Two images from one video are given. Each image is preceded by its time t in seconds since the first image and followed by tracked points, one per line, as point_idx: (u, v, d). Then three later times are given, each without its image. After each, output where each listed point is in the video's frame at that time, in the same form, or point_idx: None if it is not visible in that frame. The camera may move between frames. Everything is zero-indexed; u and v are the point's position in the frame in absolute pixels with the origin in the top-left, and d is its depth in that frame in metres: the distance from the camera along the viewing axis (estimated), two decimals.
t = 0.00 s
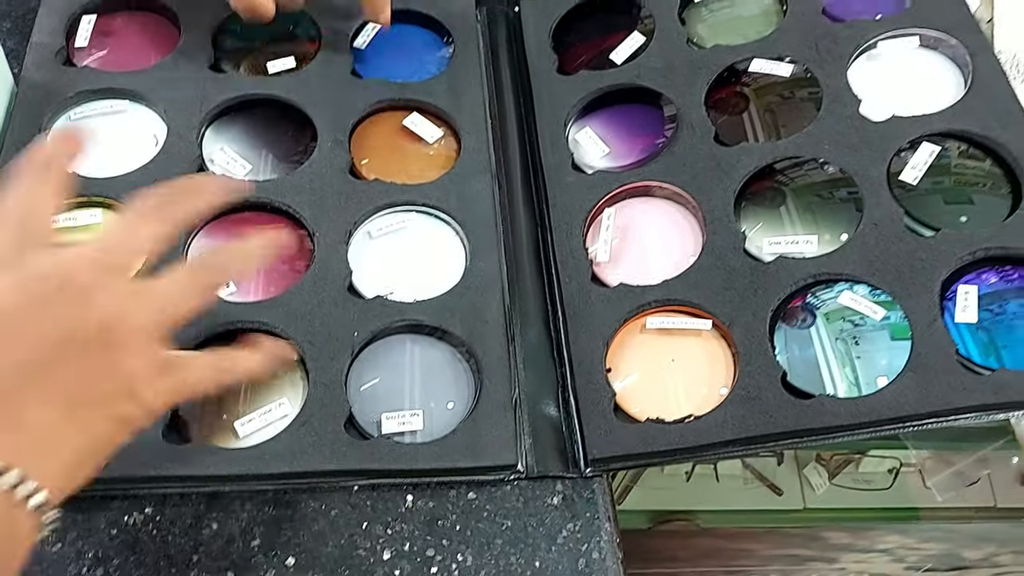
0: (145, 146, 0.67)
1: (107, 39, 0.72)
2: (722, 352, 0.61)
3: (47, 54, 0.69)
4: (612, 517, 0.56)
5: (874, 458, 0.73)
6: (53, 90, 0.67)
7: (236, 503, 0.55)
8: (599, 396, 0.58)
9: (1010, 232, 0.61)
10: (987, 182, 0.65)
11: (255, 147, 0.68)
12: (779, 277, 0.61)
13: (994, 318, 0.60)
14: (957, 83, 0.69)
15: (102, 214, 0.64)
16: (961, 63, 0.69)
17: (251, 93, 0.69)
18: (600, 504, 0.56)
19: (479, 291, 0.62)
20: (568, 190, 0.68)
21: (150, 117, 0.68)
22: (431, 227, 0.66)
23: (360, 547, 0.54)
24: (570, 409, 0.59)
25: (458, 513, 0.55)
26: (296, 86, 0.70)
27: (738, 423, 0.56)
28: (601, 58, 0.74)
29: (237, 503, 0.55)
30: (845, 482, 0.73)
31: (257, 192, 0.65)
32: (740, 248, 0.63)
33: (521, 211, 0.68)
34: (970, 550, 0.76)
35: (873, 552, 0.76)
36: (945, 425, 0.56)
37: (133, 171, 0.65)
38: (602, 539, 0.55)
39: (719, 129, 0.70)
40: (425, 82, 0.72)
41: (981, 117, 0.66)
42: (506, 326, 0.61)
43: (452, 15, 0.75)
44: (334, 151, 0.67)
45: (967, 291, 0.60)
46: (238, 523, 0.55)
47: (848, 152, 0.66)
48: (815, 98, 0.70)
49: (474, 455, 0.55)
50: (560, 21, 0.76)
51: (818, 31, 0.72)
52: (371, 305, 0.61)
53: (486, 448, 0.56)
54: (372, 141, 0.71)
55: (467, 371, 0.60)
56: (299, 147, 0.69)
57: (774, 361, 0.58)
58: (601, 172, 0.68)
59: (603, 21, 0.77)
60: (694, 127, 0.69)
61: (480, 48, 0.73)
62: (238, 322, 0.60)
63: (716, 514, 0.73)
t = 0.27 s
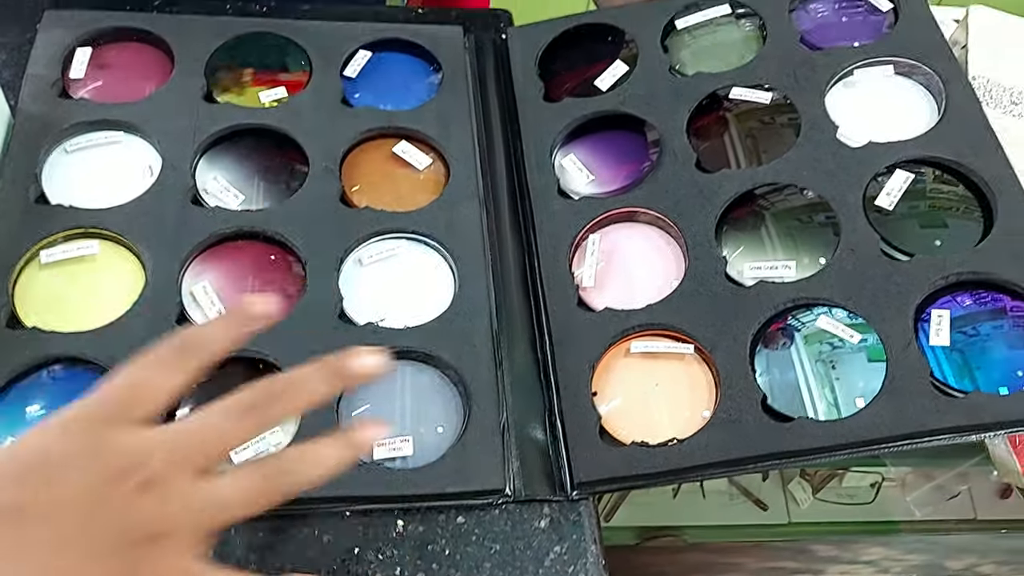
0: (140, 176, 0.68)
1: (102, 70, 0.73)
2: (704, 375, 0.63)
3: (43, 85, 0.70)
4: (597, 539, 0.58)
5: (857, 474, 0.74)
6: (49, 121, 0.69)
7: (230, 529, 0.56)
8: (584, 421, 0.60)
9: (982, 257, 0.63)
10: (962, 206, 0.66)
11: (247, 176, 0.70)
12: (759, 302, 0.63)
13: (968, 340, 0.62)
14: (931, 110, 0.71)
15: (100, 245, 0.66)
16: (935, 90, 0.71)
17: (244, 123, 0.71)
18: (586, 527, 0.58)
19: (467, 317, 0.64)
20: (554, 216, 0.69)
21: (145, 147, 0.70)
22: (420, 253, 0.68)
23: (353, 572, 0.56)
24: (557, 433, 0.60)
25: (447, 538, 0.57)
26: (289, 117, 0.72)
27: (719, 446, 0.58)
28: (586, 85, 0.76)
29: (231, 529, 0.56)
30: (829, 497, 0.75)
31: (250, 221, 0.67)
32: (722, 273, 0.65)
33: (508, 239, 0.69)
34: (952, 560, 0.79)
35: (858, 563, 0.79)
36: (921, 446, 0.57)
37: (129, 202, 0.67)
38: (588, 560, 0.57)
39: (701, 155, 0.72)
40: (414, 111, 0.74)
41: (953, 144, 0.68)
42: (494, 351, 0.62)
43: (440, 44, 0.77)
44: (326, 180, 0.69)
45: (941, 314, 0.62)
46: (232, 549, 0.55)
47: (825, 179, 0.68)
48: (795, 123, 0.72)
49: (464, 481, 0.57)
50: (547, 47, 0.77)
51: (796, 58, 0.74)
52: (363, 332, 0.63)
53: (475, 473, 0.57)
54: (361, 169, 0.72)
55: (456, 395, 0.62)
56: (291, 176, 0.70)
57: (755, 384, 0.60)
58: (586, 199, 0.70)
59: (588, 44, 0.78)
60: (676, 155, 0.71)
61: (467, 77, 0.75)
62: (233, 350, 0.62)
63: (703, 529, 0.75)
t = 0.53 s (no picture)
0: (136, 211, 0.70)
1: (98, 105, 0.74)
2: (692, 404, 0.64)
3: (40, 122, 0.71)
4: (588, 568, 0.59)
5: (845, 496, 0.75)
6: (46, 158, 0.70)
7: (227, 561, 0.57)
8: (574, 451, 0.61)
9: (961, 288, 0.65)
10: (942, 237, 0.68)
11: (241, 211, 0.71)
12: (744, 333, 0.65)
13: (948, 368, 0.63)
14: (911, 143, 0.73)
15: (96, 281, 0.67)
16: (914, 123, 0.73)
17: (238, 156, 0.72)
18: (577, 557, 0.59)
19: (458, 348, 0.65)
20: (544, 247, 0.70)
21: (140, 182, 0.71)
22: (412, 285, 0.69)
23: None
24: (547, 464, 0.62)
25: (440, 569, 0.58)
26: (282, 150, 0.73)
27: (706, 476, 0.59)
28: (574, 117, 0.77)
29: (228, 561, 0.57)
30: (817, 519, 0.76)
31: (245, 255, 0.68)
32: (708, 304, 0.66)
33: (498, 270, 0.70)
34: None
35: None
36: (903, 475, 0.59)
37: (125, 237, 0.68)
38: None
39: (687, 187, 0.73)
40: (405, 143, 0.75)
41: (932, 176, 0.70)
42: (485, 382, 0.63)
43: (430, 77, 0.78)
44: (319, 214, 0.70)
45: (921, 344, 0.64)
46: None
47: (808, 210, 0.70)
48: (779, 154, 0.73)
49: (456, 512, 0.58)
50: (536, 81, 0.79)
51: (779, 92, 0.76)
52: (356, 364, 0.64)
53: (467, 504, 0.58)
54: (354, 201, 0.73)
55: (447, 427, 0.63)
56: (284, 209, 0.72)
57: (741, 414, 0.61)
58: (575, 230, 0.72)
59: (576, 77, 0.80)
60: (663, 187, 0.72)
61: (457, 110, 0.77)
62: (228, 384, 0.63)
63: (694, 552, 0.76)
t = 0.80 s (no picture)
0: (141, 240, 0.70)
1: (102, 134, 0.75)
2: (694, 431, 0.64)
3: (46, 151, 0.72)
4: None
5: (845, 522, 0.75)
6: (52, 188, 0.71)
7: None
8: (578, 479, 0.62)
9: (959, 315, 0.66)
10: (939, 263, 0.69)
11: (246, 239, 0.72)
12: (746, 360, 0.65)
13: (948, 394, 0.64)
14: (908, 171, 0.73)
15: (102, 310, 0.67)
16: (911, 151, 0.74)
17: (243, 185, 0.73)
18: None
19: (463, 376, 0.65)
20: (546, 274, 0.71)
21: (145, 211, 0.71)
22: (416, 313, 0.69)
23: None
24: (552, 492, 0.62)
25: None
26: (286, 179, 0.74)
27: (710, 504, 0.59)
28: (575, 143, 0.78)
29: None
30: (817, 542, 0.76)
31: (250, 283, 0.69)
32: (710, 331, 0.67)
33: (502, 300, 0.71)
34: None
35: None
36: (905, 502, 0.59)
37: (130, 266, 0.68)
38: None
39: (687, 214, 0.74)
40: (407, 171, 0.75)
41: (929, 204, 0.71)
42: (489, 410, 0.64)
43: (432, 105, 0.79)
44: (323, 242, 0.71)
45: (922, 372, 0.65)
46: None
47: (807, 238, 0.70)
48: (777, 180, 0.74)
49: (461, 541, 0.58)
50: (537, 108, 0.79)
51: (777, 119, 0.77)
52: (361, 392, 0.64)
53: (473, 533, 0.59)
54: (359, 229, 0.74)
55: (452, 454, 0.63)
56: (288, 236, 0.72)
57: (743, 442, 0.62)
58: (577, 257, 0.72)
59: (576, 104, 0.80)
60: (664, 214, 0.73)
61: (460, 136, 0.77)
62: (233, 414, 0.63)
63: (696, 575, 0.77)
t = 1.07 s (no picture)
0: (146, 257, 0.70)
1: (106, 150, 0.75)
2: (702, 448, 0.65)
3: (50, 167, 0.72)
4: None
5: (850, 535, 0.76)
6: (56, 204, 0.70)
7: None
8: (587, 497, 0.62)
9: (966, 331, 0.66)
10: (943, 277, 0.69)
11: (251, 255, 0.71)
12: (754, 377, 0.65)
13: (955, 410, 0.64)
14: (912, 186, 0.74)
15: (108, 327, 0.67)
16: (916, 166, 0.74)
17: (248, 201, 0.73)
18: None
19: (470, 393, 0.65)
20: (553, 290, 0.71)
21: (149, 227, 0.71)
22: (422, 330, 0.69)
23: None
24: (560, 509, 0.62)
25: None
26: (291, 196, 0.73)
27: (719, 522, 0.59)
28: (579, 159, 0.78)
29: None
30: (822, 557, 0.77)
31: (256, 300, 0.69)
32: (717, 347, 0.67)
33: (507, 315, 0.70)
34: None
35: None
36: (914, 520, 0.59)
37: (135, 284, 0.68)
38: None
39: (692, 230, 0.74)
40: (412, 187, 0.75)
41: (935, 220, 0.71)
42: (497, 427, 0.64)
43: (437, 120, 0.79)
44: (329, 259, 0.70)
45: (929, 389, 0.64)
46: None
47: (813, 254, 0.70)
48: (781, 196, 0.74)
49: (470, 560, 0.58)
50: (541, 123, 0.80)
51: (782, 135, 0.77)
52: (368, 411, 0.64)
53: (481, 551, 0.58)
54: (364, 245, 0.73)
55: (459, 472, 0.63)
56: (294, 252, 0.72)
57: (752, 459, 0.62)
58: (583, 273, 0.72)
59: (581, 119, 0.80)
60: (669, 229, 0.73)
61: (464, 151, 0.77)
62: (239, 432, 0.63)
63: None
